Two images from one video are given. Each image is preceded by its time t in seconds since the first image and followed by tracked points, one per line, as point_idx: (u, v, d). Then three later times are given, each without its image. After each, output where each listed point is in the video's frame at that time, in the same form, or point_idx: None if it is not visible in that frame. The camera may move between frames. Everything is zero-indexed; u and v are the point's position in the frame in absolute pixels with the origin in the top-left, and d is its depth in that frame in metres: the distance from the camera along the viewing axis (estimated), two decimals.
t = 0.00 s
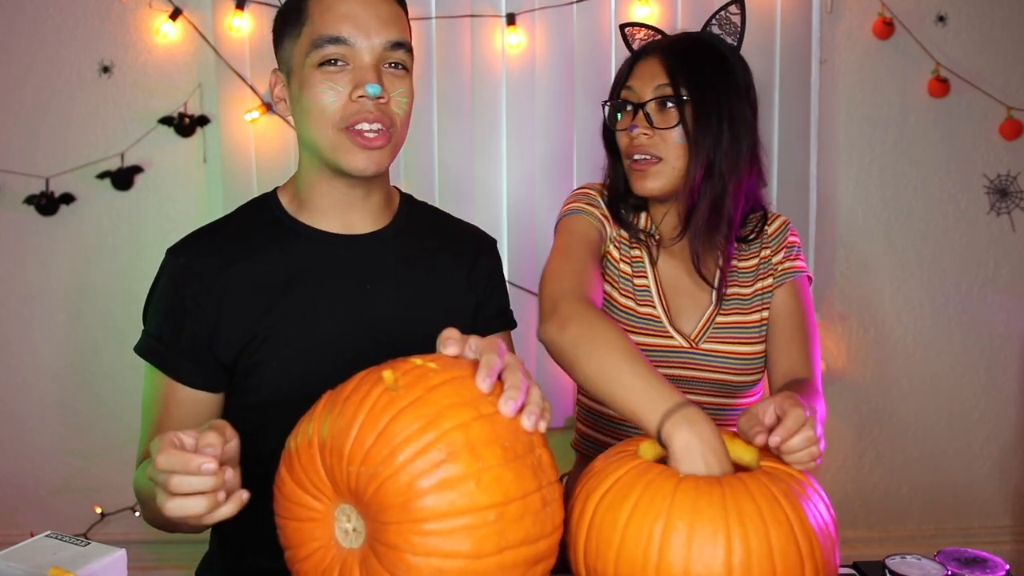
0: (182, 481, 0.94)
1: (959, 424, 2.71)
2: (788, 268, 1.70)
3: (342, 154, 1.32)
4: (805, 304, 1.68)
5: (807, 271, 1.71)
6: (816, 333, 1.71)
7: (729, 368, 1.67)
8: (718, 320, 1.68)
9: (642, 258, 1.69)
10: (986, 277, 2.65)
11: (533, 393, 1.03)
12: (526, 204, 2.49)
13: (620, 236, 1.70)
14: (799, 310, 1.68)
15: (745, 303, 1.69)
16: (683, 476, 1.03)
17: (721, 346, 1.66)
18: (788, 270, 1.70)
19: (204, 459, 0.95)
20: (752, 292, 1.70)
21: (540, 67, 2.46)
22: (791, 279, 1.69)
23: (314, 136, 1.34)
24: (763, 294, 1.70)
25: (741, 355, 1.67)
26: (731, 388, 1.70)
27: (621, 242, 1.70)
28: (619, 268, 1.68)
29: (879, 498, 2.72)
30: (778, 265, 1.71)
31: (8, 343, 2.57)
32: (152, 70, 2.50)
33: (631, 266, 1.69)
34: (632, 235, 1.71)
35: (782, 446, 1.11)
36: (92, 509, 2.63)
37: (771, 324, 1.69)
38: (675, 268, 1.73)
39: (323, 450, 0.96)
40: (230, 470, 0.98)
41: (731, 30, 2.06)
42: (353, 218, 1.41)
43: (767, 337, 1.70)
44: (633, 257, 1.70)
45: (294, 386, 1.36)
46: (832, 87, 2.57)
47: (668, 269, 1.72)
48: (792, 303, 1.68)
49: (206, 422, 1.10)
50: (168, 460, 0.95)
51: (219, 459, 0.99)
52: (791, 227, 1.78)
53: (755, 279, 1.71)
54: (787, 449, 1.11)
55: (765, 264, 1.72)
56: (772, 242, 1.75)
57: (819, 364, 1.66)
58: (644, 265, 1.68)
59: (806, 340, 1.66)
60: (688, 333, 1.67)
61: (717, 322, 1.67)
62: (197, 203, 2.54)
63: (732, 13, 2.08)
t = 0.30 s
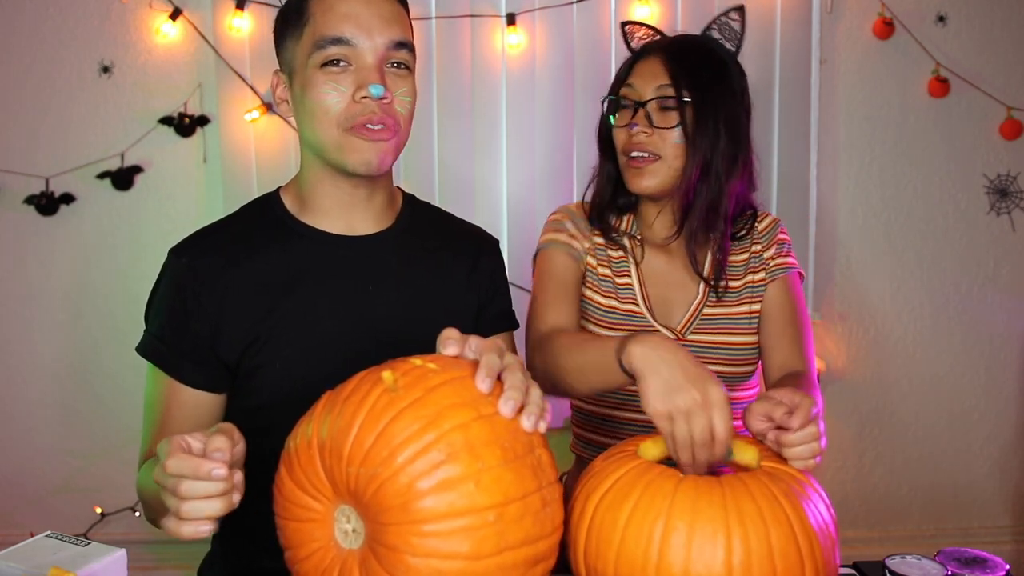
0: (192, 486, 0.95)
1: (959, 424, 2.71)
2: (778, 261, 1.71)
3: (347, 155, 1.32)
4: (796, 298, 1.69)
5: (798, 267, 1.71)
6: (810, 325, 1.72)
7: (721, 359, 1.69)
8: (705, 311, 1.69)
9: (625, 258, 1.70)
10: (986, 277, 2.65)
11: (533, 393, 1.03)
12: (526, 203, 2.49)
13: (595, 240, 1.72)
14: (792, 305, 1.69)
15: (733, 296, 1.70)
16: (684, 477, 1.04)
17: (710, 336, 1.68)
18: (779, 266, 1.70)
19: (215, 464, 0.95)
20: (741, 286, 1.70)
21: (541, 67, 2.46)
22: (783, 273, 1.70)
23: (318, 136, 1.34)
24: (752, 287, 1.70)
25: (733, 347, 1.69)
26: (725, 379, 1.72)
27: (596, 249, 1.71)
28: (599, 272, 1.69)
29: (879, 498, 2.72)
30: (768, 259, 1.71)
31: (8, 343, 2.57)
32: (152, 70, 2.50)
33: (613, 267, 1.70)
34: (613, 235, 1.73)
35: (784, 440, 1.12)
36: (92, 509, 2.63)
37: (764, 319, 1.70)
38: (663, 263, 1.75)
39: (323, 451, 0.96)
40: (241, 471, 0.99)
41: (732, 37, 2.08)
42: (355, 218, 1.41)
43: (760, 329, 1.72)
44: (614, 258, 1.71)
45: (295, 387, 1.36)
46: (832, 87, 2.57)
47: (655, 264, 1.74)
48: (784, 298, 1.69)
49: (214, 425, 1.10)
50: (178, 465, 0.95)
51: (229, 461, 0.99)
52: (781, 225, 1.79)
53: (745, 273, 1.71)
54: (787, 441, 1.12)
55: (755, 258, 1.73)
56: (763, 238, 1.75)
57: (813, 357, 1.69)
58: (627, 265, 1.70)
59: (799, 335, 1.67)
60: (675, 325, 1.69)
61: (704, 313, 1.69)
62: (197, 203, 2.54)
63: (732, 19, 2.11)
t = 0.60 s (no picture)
0: (187, 475, 0.94)
1: (959, 424, 2.71)
2: (769, 255, 1.78)
3: (348, 155, 1.33)
4: (787, 291, 1.77)
5: (790, 261, 1.78)
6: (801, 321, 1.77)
7: (714, 357, 1.72)
8: (696, 312, 1.73)
9: (612, 265, 1.76)
10: (986, 277, 2.65)
11: (533, 394, 1.03)
12: (527, 203, 2.49)
13: (577, 252, 1.76)
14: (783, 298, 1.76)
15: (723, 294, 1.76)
16: (684, 478, 1.04)
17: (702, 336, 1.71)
18: (771, 261, 1.77)
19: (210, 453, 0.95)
20: (731, 284, 1.76)
21: (541, 67, 2.46)
22: (775, 267, 1.76)
23: (318, 136, 1.34)
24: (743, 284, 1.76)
25: (725, 345, 1.73)
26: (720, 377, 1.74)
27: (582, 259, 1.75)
28: (588, 281, 1.74)
29: (879, 498, 2.72)
30: (759, 255, 1.78)
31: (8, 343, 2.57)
32: (152, 70, 2.50)
33: (600, 275, 1.75)
34: (597, 244, 1.78)
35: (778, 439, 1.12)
36: (92, 510, 2.63)
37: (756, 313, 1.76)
38: (652, 264, 1.80)
39: (323, 451, 0.96)
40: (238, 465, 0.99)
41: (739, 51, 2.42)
42: (355, 218, 1.41)
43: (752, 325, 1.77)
44: (602, 265, 1.76)
45: (295, 387, 1.36)
46: (833, 87, 2.57)
47: (643, 267, 1.79)
48: (776, 290, 1.76)
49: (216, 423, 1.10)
50: (175, 454, 0.95)
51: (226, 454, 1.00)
52: (771, 218, 1.89)
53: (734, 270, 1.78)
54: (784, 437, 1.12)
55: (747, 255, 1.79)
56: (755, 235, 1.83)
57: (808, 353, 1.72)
58: (615, 271, 1.75)
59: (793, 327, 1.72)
60: (667, 327, 1.73)
61: (696, 314, 1.73)
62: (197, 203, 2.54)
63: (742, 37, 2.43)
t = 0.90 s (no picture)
0: (195, 475, 0.95)
1: (959, 424, 2.71)
2: (767, 259, 1.77)
3: (350, 151, 1.32)
4: (785, 294, 1.76)
5: (789, 264, 1.77)
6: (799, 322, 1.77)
7: (710, 360, 1.72)
8: (692, 315, 1.73)
9: (610, 265, 1.77)
10: (986, 277, 2.65)
11: (533, 394, 1.03)
12: (526, 203, 2.49)
13: (576, 249, 1.77)
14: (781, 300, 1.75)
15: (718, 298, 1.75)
16: (684, 478, 1.04)
17: (697, 340, 1.71)
18: (768, 265, 1.76)
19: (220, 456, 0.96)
20: (725, 288, 1.75)
21: (540, 67, 2.46)
22: (773, 271, 1.76)
23: (318, 132, 1.33)
24: (739, 287, 1.76)
25: (722, 347, 1.73)
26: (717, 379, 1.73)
27: (581, 256, 1.77)
28: (586, 280, 1.75)
29: (879, 498, 2.72)
30: (757, 259, 1.77)
31: (8, 343, 2.57)
32: (152, 70, 2.50)
33: (598, 275, 1.76)
34: (597, 244, 1.80)
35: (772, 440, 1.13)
36: (92, 509, 2.63)
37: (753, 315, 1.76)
38: (648, 267, 1.80)
39: (323, 452, 0.96)
40: (251, 474, 0.95)
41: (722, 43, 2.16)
42: (354, 219, 1.41)
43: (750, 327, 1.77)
44: (601, 266, 1.77)
45: (294, 387, 1.36)
46: (833, 87, 2.57)
47: (641, 269, 1.80)
48: (773, 293, 1.75)
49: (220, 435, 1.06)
50: (186, 454, 0.96)
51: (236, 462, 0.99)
52: (768, 221, 1.87)
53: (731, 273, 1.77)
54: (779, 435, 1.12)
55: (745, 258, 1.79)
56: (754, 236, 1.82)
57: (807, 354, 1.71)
58: (612, 272, 1.76)
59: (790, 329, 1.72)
60: (662, 329, 1.73)
61: (691, 317, 1.72)
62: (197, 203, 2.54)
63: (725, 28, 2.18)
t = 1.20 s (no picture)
0: (185, 488, 0.95)
1: (959, 424, 2.71)
2: (766, 260, 1.76)
3: (354, 152, 1.32)
4: (783, 295, 1.75)
5: (786, 269, 1.77)
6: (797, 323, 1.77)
7: (709, 359, 1.72)
8: (690, 314, 1.73)
9: (608, 265, 1.77)
10: (986, 277, 2.65)
11: (534, 394, 1.03)
12: (527, 203, 2.49)
13: (574, 250, 1.78)
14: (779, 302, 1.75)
15: (716, 297, 1.75)
16: (684, 478, 1.04)
17: (695, 339, 1.71)
18: (767, 268, 1.76)
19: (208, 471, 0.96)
20: (724, 288, 1.75)
21: (540, 67, 2.46)
22: (772, 274, 1.75)
23: (321, 133, 1.33)
24: (738, 287, 1.76)
25: (721, 347, 1.73)
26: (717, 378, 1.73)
27: (579, 257, 1.77)
28: (584, 280, 1.75)
29: (879, 498, 2.72)
30: (756, 260, 1.77)
31: (8, 343, 2.57)
32: (152, 70, 2.50)
33: (596, 275, 1.76)
34: (594, 245, 1.80)
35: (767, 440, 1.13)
36: (92, 509, 2.63)
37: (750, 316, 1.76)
38: (647, 266, 1.80)
39: (324, 451, 0.96)
40: (240, 484, 0.96)
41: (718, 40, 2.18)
42: (354, 219, 1.41)
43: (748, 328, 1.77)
44: (599, 266, 1.77)
45: (294, 387, 1.36)
46: (833, 87, 2.57)
47: (640, 268, 1.80)
48: (771, 295, 1.75)
49: (216, 434, 1.08)
50: (174, 467, 0.95)
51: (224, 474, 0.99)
52: (768, 224, 1.85)
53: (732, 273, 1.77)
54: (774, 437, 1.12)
55: (746, 258, 1.78)
56: (753, 237, 1.82)
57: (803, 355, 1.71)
58: (610, 272, 1.76)
59: (787, 331, 1.72)
60: (660, 328, 1.73)
61: (689, 317, 1.72)
62: (197, 203, 2.54)
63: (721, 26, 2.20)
